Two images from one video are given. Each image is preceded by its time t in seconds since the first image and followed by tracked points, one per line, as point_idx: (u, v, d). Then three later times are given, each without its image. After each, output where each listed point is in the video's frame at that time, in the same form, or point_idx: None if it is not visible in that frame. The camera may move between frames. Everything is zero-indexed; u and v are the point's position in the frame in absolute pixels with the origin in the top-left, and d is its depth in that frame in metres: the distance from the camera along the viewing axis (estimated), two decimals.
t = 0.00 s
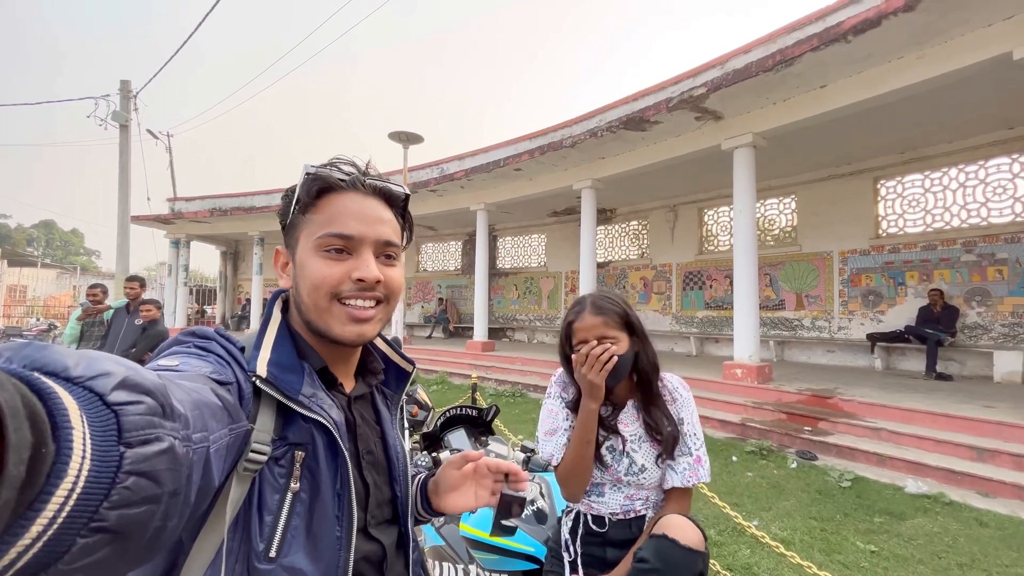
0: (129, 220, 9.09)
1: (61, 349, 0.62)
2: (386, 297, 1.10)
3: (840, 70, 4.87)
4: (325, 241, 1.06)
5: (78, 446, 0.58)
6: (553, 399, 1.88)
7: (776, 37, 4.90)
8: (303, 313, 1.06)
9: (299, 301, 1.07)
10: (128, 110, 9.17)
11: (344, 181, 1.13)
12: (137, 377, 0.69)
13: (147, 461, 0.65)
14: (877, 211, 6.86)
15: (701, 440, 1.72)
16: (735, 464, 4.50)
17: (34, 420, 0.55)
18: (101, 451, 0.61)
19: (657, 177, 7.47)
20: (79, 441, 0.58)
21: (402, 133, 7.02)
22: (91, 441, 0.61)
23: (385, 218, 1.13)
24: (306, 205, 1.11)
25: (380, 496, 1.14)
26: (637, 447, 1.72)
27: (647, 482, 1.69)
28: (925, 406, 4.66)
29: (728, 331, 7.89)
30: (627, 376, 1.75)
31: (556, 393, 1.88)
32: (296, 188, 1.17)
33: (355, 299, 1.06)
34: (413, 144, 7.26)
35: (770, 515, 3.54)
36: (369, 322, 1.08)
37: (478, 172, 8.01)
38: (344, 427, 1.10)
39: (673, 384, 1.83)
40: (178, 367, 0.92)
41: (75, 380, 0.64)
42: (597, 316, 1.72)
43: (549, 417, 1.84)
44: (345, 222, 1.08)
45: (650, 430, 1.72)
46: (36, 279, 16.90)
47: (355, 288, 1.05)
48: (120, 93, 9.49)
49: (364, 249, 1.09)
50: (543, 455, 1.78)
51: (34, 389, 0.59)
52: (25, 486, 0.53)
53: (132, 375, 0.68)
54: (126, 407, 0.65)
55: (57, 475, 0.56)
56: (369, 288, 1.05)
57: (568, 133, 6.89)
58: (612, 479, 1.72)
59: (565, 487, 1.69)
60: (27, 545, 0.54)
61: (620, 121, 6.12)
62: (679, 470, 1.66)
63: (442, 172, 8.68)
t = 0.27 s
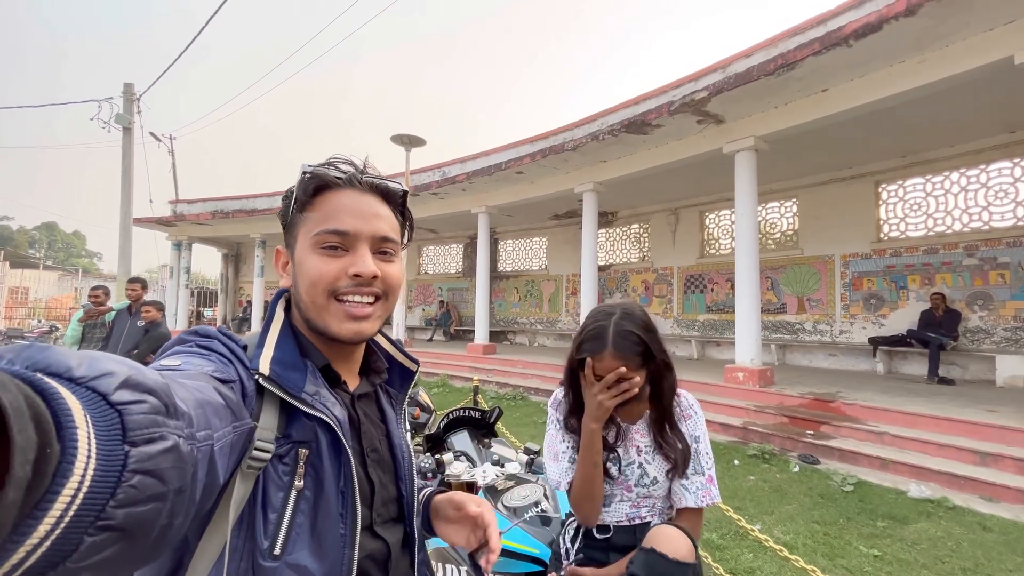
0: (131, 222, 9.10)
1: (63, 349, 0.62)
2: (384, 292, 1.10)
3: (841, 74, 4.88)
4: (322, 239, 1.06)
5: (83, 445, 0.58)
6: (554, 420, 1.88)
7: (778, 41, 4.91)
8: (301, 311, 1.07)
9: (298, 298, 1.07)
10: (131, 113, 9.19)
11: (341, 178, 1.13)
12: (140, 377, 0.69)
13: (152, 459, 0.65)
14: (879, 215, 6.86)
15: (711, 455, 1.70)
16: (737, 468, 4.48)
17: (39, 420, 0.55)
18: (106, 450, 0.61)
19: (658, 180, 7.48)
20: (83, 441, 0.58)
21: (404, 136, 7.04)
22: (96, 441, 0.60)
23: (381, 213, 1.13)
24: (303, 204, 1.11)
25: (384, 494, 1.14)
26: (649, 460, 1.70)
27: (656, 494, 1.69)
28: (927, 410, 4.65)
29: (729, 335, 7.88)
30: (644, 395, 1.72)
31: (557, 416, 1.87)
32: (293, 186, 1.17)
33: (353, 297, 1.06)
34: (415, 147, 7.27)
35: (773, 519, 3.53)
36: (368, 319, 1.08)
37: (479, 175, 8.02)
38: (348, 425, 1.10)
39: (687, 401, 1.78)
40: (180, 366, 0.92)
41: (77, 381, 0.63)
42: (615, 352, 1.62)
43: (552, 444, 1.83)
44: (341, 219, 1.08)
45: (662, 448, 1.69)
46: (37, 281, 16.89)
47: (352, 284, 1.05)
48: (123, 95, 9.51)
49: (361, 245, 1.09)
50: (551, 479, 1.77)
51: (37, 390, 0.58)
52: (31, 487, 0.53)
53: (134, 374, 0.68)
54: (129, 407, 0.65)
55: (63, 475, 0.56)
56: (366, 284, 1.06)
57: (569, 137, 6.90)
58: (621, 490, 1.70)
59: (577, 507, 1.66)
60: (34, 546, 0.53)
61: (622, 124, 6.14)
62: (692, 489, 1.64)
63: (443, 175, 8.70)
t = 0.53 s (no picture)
0: (134, 225, 9.12)
1: (68, 347, 0.62)
2: (385, 283, 1.10)
3: (843, 78, 4.89)
4: (323, 232, 1.07)
5: (89, 442, 0.57)
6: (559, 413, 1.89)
7: (780, 45, 4.93)
8: (304, 303, 1.07)
9: (300, 292, 1.08)
10: (135, 116, 9.23)
11: (341, 173, 1.14)
12: (145, 374, 0.69)
13: (158, 456, 0.65)
14: (881, 218, 6.86)
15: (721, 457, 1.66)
16: (740, 471, 4.46)
17: (45, 418, 0.54)
18: (112, 447, 0.61)
19: (660, 184, 7.49)
20: (90, 438, 0.58)
21: (407, 140, 7.06)
22: (102, 438, 0.60)
23: (381, 206, 1.14)
24: (304, 198, 1.12)
25: (390, 490, 1.14)
26: (655, 460, 1.69)
27: (661, 493, 1.68)
28: (931, 414, 4.63)
29: (732, 338, 7.87)
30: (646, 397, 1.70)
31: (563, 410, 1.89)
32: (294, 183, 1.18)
33: (355, 287, 1.06)
34: (417, 150, 7.29)
35: (777, 523, 3.51)
36: (371, 309, 1.08)
37: (481, 178, 8.04)
38: (353, 421, 1.09)
39: (697, 402, 1.74)
40: (187, 362, 0.92)
41: (83, 378, 0.63)
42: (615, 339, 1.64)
43: (558, 434, 1.85)
44: (341, 211, 1.08)
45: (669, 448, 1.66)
46: (40, 283, 16.90)
47: (353, 275, 1.05)
48: (127, 99, 9.56)
49: (362, 237, 1.09)
50: (554, 472, 1.79)
51: (43, 387, 0.58)
52: (38, 484, 0.53)
53: (139, 372, 0.68)
54: (135, 404, 0.65)
55: (70, 472, 0.56)
56: (367, 275, 1.06)
57: (571, 140, 6.92)
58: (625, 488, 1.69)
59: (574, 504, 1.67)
60: (41, 543, 0.53)
61: (624, 128, 6.15)
62: (700, 491, 1.62)
63: (446, 179, 8.72)
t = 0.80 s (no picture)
0: (138, 230, 9.16)
1: (72, 343, 0.62)
2: (386, 281, 1.10)
3: (844, 83, 4.90)
4: (324, 230, 1.07)
5: (92, 436, 0.57)
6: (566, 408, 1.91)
7: (782, 50, 4.94)
8: (305, 302, 1.08)
9: (301, 291, 1.08)
10: (141, 121, 9.29)
11: (342, 172, 1.15)
12: (148, 370, 0.69)
13: (160, 452, 0.65)
14: (884, 223, 6.85)
15: (727, 460, 1.65)
16: (744, 477, 4.43)
17: (48, 412, 0.54)
18: (114, 443, 0.61)
19: (662, 188, 7.50)
20: (93, 433, 0.58)
21: (410, 144, 7.09)
22: (105, 434, 0.60)
23: (382, 205, 1.14)
24: (305, 198, 1.13)
25: (392, 489, 1.13)
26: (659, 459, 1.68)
27: (664, 494, 1.66)
28: (936, 419, 4.59)
29: (735, 343, 7.84)
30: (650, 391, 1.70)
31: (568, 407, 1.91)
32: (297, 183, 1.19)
33: (356, 286, 1.07)
34: (420, 155, 7.31)
35: (781, 528, 3.48)
36: (372, 308, 1.08)
37: (484, 183, 8.06)
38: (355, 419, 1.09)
39: (702, 403, 1.75)
40: (189, 359, 0.91)
41: (87, 374, 0.64)
42: (626, 319, 1.72)
43: (562, 431, 1.86)
44: (343, 210, 1.09)
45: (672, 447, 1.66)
46: (44, 287, 16.96)
47: (353, 274, 1.05)
48: (133, 104, 9.63)
49: (362, 236, 1.09)
50: (554, 468, 1.80)
51: (47, 382, 0.58)
52: (42, 477, 0.53)
53: (143, 368, 0.68)
54: (138, 400, 0.65)
55: (72, 466, 0.55)
56: (367, 273, 1.06)
57: (574, 145, 6.93)
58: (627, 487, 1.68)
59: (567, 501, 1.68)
60: (43, 537, 0.53)
61: (626, 133, 6.17)
62: (705, 493, 1.59)
63: (448, 183, 8.75)
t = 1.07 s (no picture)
0: (142, 234, 9.21)
1: (68, 348, 0.62)
2: (384, 285, 1.10)
3: (846, 87, 4.91)
4: (321, 234, 1.08)
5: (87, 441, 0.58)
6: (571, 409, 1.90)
7: (783, 54, 4.95)
8: (303, 306, 1.08)
9: (299, 295, 1.08)
10: (145, 126, 9.35)
11: (339, 175, 1.15)
12: (145, 375, 0.69)
13: (156, 458, 0.65)
14: (887, 226, 6.83)
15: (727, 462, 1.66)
16: (747, 482, 4.41)
17: (44, 417, 0.55)
18: (110, 450, 0.61)
19: (664, 193, 7.51)
20: (87, 438, 0.58)
21: (412, 149, 7.11)
22: (100, 440, 0.60)
23: (379, 208, 1.15)
24: (303, 201, 1.13)
25: (391, 495, 1.13)
26: (663, 460, 1.68)
27: (668, 497, 1.65)
28: (940, 424, 4.57)
29: (737, 347, 7.82)
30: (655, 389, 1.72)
31: (571, 410, 1.90)
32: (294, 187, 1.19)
33: (353, 289, 1.07)
34: (423, 159, 7.33)
35: (784, 534, 3.46)
36: (370, 312, 1.09)
37: (486, 187, 8.08)
38: (354, 424, 1.09)
39: (705, 405, 1.76)
40: (187, 363, 0.91)
41: (82, 378, 0.64)
42: (638, 322, 1.73)
43: (565, 434, 1.85)
44: (339, 214, 1.09)
45: (676, 447, 1.67)
46: (48, 291, 17.04)
47: (351, 278, 1.06)
48: (138, 109, 9.70)
49: (359, 240, 1.10)
50: (556, 471, 1.78)
51: (42, 387, 0.59)
52: (37, 483, 0.53)
53: (139, 373, 0.69)
54: (134, 405, 0.66)
55: (67, 472, 0.56)
56: (364, 277, 1.06)
57: (575, 150, 6.95)
58: (631, 491, 1.67)
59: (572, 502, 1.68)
60: (37, 545, 0.53)
61: (628, 137, 6.18)
62: (706, 494, 1.59)
63: (450, 188, 8.77)
